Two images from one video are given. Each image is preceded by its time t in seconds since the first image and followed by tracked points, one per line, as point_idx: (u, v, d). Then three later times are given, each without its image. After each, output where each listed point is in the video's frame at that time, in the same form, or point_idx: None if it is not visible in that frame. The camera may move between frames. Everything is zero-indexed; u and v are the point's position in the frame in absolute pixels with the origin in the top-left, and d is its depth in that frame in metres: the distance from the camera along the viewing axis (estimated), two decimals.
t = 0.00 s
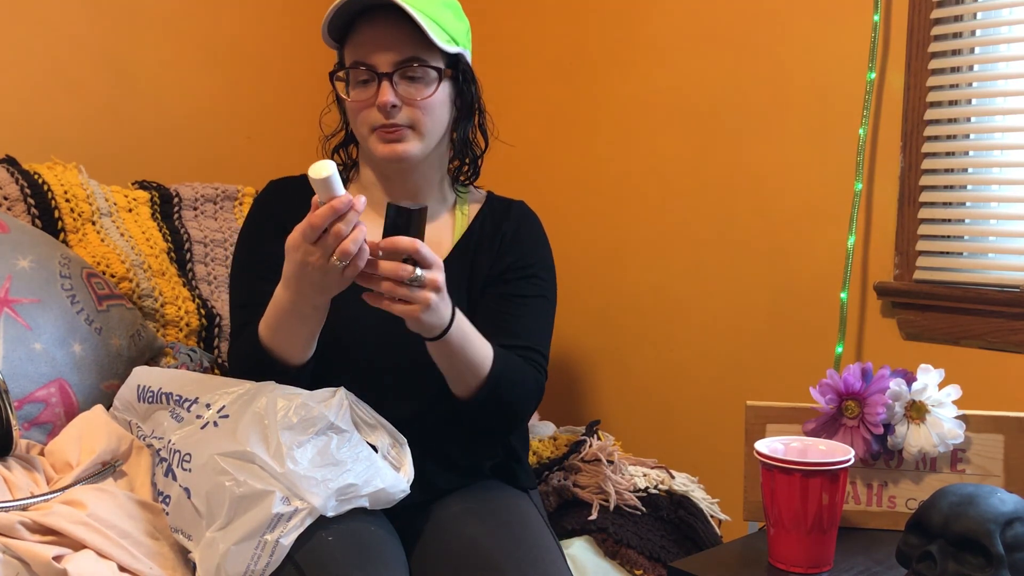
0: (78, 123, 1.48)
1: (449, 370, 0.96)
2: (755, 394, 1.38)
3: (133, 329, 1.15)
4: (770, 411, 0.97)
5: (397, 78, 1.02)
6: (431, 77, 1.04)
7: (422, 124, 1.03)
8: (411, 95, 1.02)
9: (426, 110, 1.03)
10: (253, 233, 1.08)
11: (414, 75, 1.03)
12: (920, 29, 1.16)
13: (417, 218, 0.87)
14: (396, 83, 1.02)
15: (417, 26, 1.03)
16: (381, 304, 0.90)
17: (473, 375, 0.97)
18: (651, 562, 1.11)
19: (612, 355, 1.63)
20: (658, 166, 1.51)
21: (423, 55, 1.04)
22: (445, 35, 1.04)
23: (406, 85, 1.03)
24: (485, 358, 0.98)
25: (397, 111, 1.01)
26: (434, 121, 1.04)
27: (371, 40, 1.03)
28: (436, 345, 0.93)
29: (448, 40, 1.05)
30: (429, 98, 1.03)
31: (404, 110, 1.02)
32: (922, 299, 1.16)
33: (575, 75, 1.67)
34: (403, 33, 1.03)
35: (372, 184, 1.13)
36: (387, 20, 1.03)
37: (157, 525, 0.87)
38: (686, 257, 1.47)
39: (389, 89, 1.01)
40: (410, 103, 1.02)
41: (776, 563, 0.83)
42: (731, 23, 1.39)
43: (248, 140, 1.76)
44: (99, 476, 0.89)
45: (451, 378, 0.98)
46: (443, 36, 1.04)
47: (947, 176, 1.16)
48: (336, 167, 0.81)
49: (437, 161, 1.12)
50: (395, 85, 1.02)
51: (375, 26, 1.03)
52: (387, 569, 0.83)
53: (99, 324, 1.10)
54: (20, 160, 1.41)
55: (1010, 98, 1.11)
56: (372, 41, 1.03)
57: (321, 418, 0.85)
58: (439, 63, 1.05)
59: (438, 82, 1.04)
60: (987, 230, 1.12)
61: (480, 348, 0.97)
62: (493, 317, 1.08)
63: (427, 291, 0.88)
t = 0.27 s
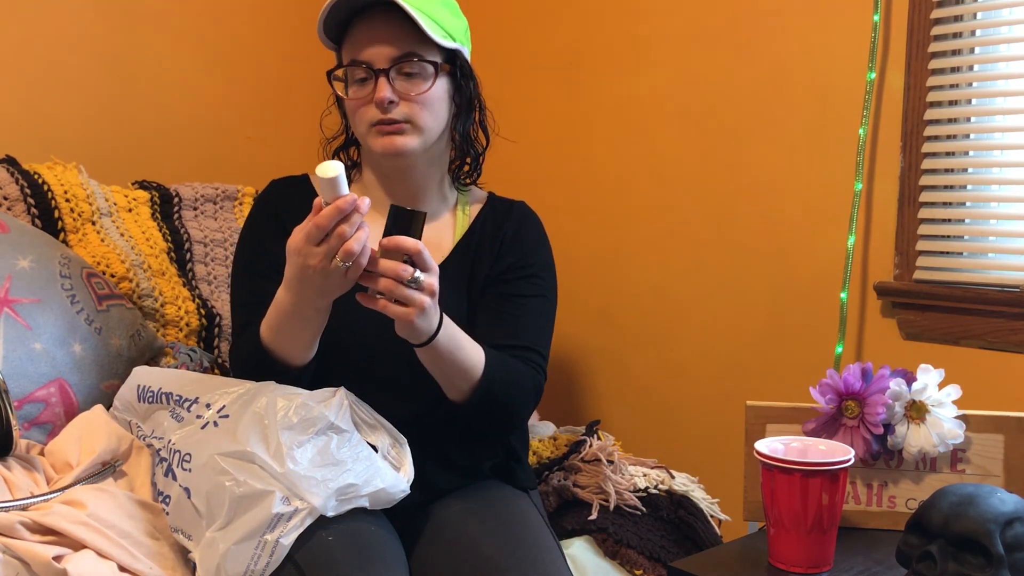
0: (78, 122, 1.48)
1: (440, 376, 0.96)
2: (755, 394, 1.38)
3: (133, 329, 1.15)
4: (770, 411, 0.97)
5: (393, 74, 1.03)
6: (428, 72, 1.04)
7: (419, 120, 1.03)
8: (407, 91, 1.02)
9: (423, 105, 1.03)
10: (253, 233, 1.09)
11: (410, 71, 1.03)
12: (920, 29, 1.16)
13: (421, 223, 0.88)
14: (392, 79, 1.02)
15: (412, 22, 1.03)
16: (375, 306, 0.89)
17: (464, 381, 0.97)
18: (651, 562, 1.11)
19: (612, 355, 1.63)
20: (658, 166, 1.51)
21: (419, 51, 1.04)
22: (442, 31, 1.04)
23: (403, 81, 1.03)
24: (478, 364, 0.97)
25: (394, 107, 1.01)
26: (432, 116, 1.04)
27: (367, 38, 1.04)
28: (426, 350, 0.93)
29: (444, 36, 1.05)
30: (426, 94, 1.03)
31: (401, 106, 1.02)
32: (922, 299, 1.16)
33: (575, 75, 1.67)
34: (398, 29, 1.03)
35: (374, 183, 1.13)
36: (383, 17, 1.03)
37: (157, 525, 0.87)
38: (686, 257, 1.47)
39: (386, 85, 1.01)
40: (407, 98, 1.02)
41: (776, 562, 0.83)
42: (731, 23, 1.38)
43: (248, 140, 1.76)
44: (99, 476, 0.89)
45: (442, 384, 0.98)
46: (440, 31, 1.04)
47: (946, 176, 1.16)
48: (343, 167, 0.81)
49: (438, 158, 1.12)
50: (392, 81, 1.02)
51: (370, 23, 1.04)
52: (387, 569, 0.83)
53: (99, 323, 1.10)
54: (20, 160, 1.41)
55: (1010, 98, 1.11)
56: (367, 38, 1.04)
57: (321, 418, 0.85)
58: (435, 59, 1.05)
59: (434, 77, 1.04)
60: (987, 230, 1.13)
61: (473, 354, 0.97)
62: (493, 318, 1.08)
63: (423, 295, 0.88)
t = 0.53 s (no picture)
0: (78, 122, 1.48)
1: (437, 380, 0.96)
2: (755, 394, 1.38)
3: (133, 329, 1.15)
4: (770, 411, 0.97)
5: (390, 71, 1.03)
6: (425, 69, 1.04)
7: (417, 116, 1.03)
8: (404, 87, 1.02)
9: (420, 101, 1.03)
10: (253, 234, 1.09)
11: (407, 67, 1.03)
12: (920, 29, 1.16)
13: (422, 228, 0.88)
14: (389, 76, 1.02)
15: (408, 18, 1.03)
16: (373, 309, 0.88)
17: (462, 385, 0.97)
18: (651, 562, 1.11)
19: (612, 355, 1.63)
20: (658, 166, 1.51)
21: (416, 47, 1.04)
22: (439, 29, 1.04)
23: (400, 77, 1.03)
24: (477, 369, 0.97)
25: (391, 103, 1.01)
26: (429, 112, 1.04)
27: (364, 35, 1.04)
28: (422, 356, 0.92)
29: (441, 33, 1.05)
30: (423, 90, 1.03)
31: (398, 102, 1.02)
32: (922, 299, 1.16)
33: (575, 75, 1.67)
34: (394, 26, 1.03)
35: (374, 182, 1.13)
36: (380, 15, 1.04)
37: (157, 525, 0.87)
38: (686, 257, 1.47)
39: (382, 82, 1.01)
40: (404, 95, 1.02)
41: (776, 562, 0.83)
42: (731, 23, 1.38)
43: (248, 140, 1.76)
44: (99, 476, 0.89)
45: (440, 388, 0.98)
46: (438, 29, 1.04)
47: (947, 176, 1.16)
48: (346, 169, 0.80)
49: (436, 156, 1.12)
50: (389, 78, 1.02)
51: (367, 21, 1.04)
52: (387, 569, 0.83)
53: (99, 324, 1.10)
54: (20, 160, 1.41)
55: (1010, 98, 1.11)
56: (364, 36, 1.04)
57: (321, 418, 0.85)
58: (432, 55, 1.05)
59: (431, 73, 1.04)
60: (987, 231, 1.13)
61: (472, 359, 0.97)
62: (493, 318, 1.08)
63: (423, 300, 0.88)
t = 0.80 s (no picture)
0: (78, 122, 1.48)
1: (436, 383, 0.96)
2: (755, 394, 1.38)
3: (133, 329, 1.15)
4: (770, 412, 0.97)
5: (387, 69, 1.03)
6: (422, 68, 1.04)
7: (414, 114, 1.03)
8: (401, 86, 1.02)
9: (417, 100, 1.03)
10: (254, 234, 1.09)
11: (404, 66, 1.03)
12: (920, 29, 1.16)
13: (421, 230, 0.88)
14: (386, 74, 1.02)
15: (406, 16, 1.03)
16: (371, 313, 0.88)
17: (461, 387, 0.97)
18: (651, 562, 1.11)
19: (612, 355, 1.63)
20: (658, 166, 1.51)
21: (413, 45, 1.04)
22: (436, 27, 1.04)
23: (397, 76, 1.03)
24: (477, 371, 0.97)
25: (388, 102, 1.01)
26: (426, 111, 1.04)
27: (361, 34, 1.04)
28: (420, 359, 0.92)
29: (438, 32, 1.04)
30: (420, 88, 1.03)
31: (395, 100, 1.02)
32: (922, 299, 1.16)
33: (575, 75, 1.67)
34: (391, 24, 1.03)
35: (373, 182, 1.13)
36: (378, 13, 1.04)
37: (157, 525, 0.87)
38: (686, 257, 1.47)
39: (380, 80, 1.01)
40: (401, 93, 1.02)
41: (776, 563, 0.83)
42: (731, 23, 1.38)
43: (248, 140, 1.76)
44: (99, 476, 0.89)
45: (439, 390, 0.98)
46: (435, 28, 1.04)
47: (946, 176, 1.16)
48: (348, 169, 0.80)
49: (434, 155, 1.12)
50: (386, 76, 1.02)
51: (364, 20, 1.04)
52: (387, 569, 0.83)
53: (99, 324, 1.10)
54: (20, 160, 1.41)
55: (1010, 98, 1.11)
56: (361, 35, 1.04)
57: (321, 418, 0.85)
58: (429, 54, 1.05)
59: (428, 72, 1.04)
60: (987, 231, 1.13)
61: (473, 362, 0.97)
62: (493, 318, 1.08)
63: (422, 303, 0.88)
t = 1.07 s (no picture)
0: (78, 122, 1.48)
1: (434, 377, 0.96)
2: (755, 394, 1.38)
3: (133, 329, 1.15)
4: (770, 412, 0.97)
5: (386, 67, 1.03)
6: (421, 66, 1.04)
7: (413, 113, 1.03)
8: (401, 84, 1.02)
9: (416, 98, 1.03)
10: (253, 233, 1.09)
11: (404, 65, 1.03)
12: (920, 29, 1.16)
13: (422, 223, 0.87)
14: (386, 72, 1.02)
15: (407, 15, 1.03)
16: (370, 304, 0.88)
17: (459, 381, 0.97)
18: (651, 562, 1.10)
19: (612, 355, 1.63)
20: (658, 166, 1.51)
21: (412, 44, 1.04)
22: (434, 26, 1.04)
23: (396, 74, 1.03)
24: (475, 366, 0.97)
25: (388, 100, 1.01)
26: (426, 110, 1.04)
27: (361, 32, 1.04)
28: (417, 352, 0.92)
29: (436, 30, 1.04)
30: (419, 87, 1.03)
31: (394, 98, 1.02)
32: (922, 299, 1.16)
33: (574, 75, 1.67)
34: (391, 23, 1.03)
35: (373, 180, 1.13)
36: (378, 12, 1.04)
37: (157, 525, 0.87)
38: (686, 257, 1.47)
39: (379, 78, 1.01)
40: (401, 91, 1.02)
41: (776, 563, 0.83)
42: (731, 23, 1.38)
43: (248, 140, 1.76)
44: (98, 476, 0.90)
45: (437, 384, 0.97)
46: (434, 27, 1.04)
47: (947, 176, 1.16)
48: (348, 157, 0.80)
49: (433, 154, 1.12)
50: (385, 74, 1.02)
51: (364, 18, 1.04)
52: (386, 569, 0.83)
53: (99, 324, 1.10)
54: (20, 160, 1.41)
55: (1010, 98, 1.11)
56: (361, 33, 1.04)
57: (321, 418, 0.85)
58: (428, 52, 1.05)
59: (428, 70, 1.04)
60: (987, 231, 1.12)
61: (471, 355, 0.97)
62: (493, 315, 1.08)
63: (421, 294, 0.87)
